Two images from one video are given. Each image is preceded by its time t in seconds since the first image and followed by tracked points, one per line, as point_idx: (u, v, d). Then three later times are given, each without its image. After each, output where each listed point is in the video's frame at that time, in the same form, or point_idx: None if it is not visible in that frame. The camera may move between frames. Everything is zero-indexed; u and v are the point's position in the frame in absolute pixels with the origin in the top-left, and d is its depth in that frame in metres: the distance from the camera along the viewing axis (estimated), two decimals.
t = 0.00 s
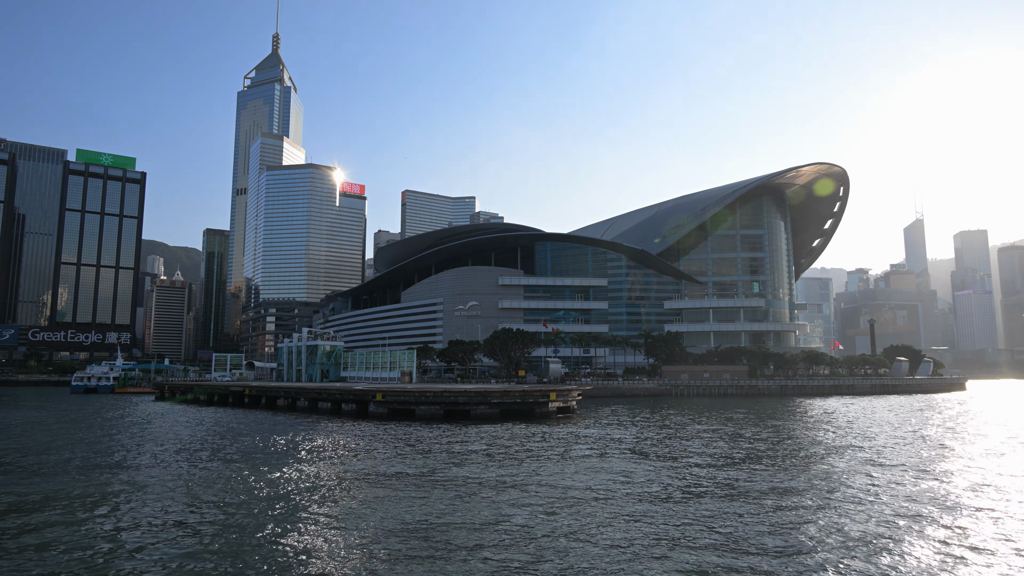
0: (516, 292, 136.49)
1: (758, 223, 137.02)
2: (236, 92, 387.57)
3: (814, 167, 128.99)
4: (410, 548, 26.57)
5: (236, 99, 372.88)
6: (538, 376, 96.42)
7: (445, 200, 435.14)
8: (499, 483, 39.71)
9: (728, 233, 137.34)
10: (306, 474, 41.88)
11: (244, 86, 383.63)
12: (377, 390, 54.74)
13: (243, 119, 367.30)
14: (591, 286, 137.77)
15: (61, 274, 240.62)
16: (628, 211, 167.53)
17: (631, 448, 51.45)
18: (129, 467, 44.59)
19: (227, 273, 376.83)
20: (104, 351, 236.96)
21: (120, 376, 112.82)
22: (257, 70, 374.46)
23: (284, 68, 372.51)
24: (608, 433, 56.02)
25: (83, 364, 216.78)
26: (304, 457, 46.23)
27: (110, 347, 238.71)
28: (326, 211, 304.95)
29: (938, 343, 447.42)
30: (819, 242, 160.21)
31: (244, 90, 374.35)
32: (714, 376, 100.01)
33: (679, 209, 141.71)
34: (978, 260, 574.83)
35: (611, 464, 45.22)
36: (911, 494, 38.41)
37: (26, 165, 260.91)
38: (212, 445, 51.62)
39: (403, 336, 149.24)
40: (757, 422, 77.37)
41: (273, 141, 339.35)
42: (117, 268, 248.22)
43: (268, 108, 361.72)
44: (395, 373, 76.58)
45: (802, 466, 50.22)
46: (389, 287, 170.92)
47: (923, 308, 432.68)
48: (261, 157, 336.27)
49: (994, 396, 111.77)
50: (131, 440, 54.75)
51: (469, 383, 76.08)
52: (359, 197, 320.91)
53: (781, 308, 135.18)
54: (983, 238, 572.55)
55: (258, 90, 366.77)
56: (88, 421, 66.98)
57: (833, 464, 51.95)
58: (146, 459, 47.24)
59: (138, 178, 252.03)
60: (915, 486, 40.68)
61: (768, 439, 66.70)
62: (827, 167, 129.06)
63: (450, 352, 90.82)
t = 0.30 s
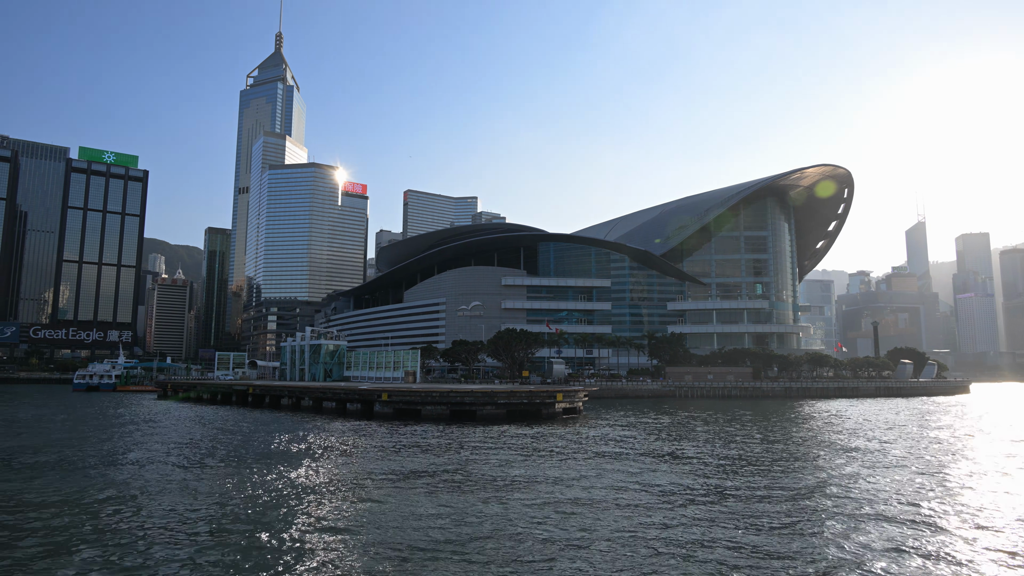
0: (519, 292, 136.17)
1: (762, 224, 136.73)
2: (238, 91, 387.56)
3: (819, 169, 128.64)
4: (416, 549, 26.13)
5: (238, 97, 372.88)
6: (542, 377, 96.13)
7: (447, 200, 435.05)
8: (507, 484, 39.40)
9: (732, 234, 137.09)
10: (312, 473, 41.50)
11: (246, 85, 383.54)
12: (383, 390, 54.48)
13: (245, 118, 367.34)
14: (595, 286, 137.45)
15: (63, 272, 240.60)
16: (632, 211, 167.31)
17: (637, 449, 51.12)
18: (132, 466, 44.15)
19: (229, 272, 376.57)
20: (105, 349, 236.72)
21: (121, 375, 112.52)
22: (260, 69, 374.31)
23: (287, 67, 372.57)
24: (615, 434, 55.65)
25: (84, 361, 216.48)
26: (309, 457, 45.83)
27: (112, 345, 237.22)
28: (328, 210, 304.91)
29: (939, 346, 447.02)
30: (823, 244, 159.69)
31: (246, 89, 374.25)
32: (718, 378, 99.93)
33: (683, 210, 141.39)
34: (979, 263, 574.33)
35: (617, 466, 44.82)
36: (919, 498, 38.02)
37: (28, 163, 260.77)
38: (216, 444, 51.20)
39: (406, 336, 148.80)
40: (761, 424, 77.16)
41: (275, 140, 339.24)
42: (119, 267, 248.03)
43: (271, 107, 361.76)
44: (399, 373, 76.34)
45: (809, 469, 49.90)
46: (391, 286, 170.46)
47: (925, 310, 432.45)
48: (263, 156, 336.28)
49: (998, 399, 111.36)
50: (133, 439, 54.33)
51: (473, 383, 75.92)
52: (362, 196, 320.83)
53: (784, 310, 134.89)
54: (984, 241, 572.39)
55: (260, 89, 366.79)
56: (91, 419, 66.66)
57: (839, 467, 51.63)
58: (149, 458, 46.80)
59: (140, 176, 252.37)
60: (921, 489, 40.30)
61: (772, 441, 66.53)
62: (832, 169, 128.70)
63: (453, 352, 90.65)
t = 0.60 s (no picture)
0: (522, 293, 135.85)
1: (766, 227, 136.35)
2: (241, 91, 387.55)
3: (823, 171, 128.12)
4: (421, 551, 25.70)
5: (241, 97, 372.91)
6: (545, 378, 95.64)
7: (449, 201, 434.81)
8: (511, 485, 39.10)
9: (736, 236, 136.80)
10: (314, 474, 41.17)
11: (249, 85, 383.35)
12: (388, 390, 54.20)
13: (248, 117, 367.41)
14: (598, 288, 137.17)
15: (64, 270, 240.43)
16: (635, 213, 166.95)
17: (643, 452, 50.80)
18: (135, 466, 43.74)
19: (231, 271, 376.36)
20: (106, 348, 236.69)
21: (124, 374, 112.25)
22: (262, 69, 374.11)
23: (289, 67, 372.60)
24: (621, 437, 55.33)
25: (86, 360, 216.49)
26: (312, 458, 45.45)
27: (113, 344, 237.32)
28: (330, 211, 304.81)
29: (940, 350, 446.16)
30: (827, 246, 159.14)
31: (248, 88, 374.02)
32: (723, 380, 99.57)
33: (687, 212, 141.13)
34: (981, 267, 573.11)
35: (623, 468, 44.45)
36: (925, 502, 37.62)
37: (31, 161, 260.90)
38: (218, 444, 50.84)
39: (408, 336, 148.44)
40: (766, 427, 76.81)
41: (278, 140, 339.03)
42: (120, 266, 247.76)
43: (273, 107, 361.76)
44: (403, 374, 76.06)
45: (816, 472, 49.54)
46: (394, 287, 170.17)
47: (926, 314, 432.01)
48: (265, 156, 336.44)
49: (1002, 403, 110.90)
50: (134, 439, 53.94)
51: (478, 384, 75.58)
52: (363, 196, 320.64)
53: (788, 312, 134.51)
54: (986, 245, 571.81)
55: (263, 89, 366.90)
56: (94, 419, 66.36)
57: (846, 470, 51.26)
58: (152, 458, 46.36)
59: (143, 175, 252.21)
60: (928, 493, 39.86)
61: (778, 444, 66.18)
62: (837, 171, 128.22)
63: (457, 353, 90.23)
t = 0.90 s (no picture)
0: (525, 299, 135.56)
1: (770, 233, 136.16)
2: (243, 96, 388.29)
3: (827, 177, 127.89)
4: (424, 557, 25.38)
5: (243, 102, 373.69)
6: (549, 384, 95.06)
7: (451, 206, 435.02)
8: (516, 491, 38.83)
9: (740, 242, 136.67)
10: (318, 479, 40.84)
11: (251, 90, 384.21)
12: (394, 396, 53.91)
13: (250, 122, 368.08)
14: (601, 293, 136.93)
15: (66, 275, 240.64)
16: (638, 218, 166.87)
17: (650, 458, 50.44)
18: (137, 472, 43.28)
19: (232, 276, 376.58)
20: (108, 352, 236.77)
21: (126, 378, 111.99)
22: (265, 74, 374.94)
23: (292, 72, 373.47)
24: (629, 444, 55.01)
25: (87, 365, 216.50)
26: (316, 463, 45.18)
27: (114, 348, 237.41)
28: (332, 216, 304.89)
29: (942, 356, 444.91)
30: (831, 252, 158.81)
31: (251, 93, 374.74)
32: (727, 387, 99.01)
33: (690, 218, 141.05)
34: (983, 273, 572.05)
35: (627, 475, 44.01)
36: (926, 508, 37.47)
37: (34, 165, 261.41)
38: (221, 449, 50.52)
39: (410, 342, 148.13)
40: (772, 434, 76.29)
41: (280, 145, 339.64)
42: (122, 270, 247.74)
43: (276, 112, 362.43)
44: (407, 379, 75.64)
45: (823, 479, 49.23)
46: (396, 292, 169.98)
47: (929, 320, 431.03)
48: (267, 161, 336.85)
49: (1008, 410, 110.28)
50: (137, 444, 53.67)
51: (482, 390, 74.94)
52: (365, 202, 320.76)
53: (792, 318, 134.12)
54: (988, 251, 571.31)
55: (266, 94, 367.66)
56: (97, 424, 66.15)
57: (853, 477, 50.90)
58: (155, 464, 45.92)
59: (145, 180, 252.29)
60: (930, 499, 39.60)
61: (787, 451, 65.64)
62: (841, 177, 128.02)
63: (461, 359, 89.83)
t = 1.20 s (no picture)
0: (527, 306, 135.14)
1: (772, 241, 136.13)
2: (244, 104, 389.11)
3: (829, 185, 127.88)
4: (431, 566, 24.90)
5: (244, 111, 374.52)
6: (552, 392, 94.41)
7: (451, 214, 435.65)
8: (521, 500, 38.29)
9: (742, 250, 136.57)
10: (320, 488, 40.24)
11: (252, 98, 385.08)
12: (399, 404, 53.44)
13: (251, 131, 368.73)
14: (603, 301, 136.47)
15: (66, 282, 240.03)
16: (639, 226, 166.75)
17: (657, 468, 49.78)
18: (135, 480, 42.66)
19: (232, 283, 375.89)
20: (107, 359, 236.07)
21: (126, 386, 111.24)
22: (266, 82, 375.80)
23: (293, 81, 374.59)
24: (636, 454, 54.50)
25: (86, 372, 215.87)
26: (318, 472, 44.63)
27: (114, 356, 236.71)
28: (332, 223, 304.91)
29: (942, 365, 444.41)
30: (832, 261, 158.77)
31: (252, 101, 375.49)
32: (731, 396, 98.51)
33: (692, 226, 141.02)
34: (983, 282, 572.52)
35: (633, 484, 43.65)
36: (932, 517, 37.09)
37: (34, 173, 261.14)
38: (220, 458, 49.87)
39: (412, 350, 147.54)
40: (776, 442, 75.93)
41: (281, 153, 340.13)
42: (123, 278, 247.26)
43: (276, 120, 363.18)
44: (410, 388, 75.10)
45: (830, 488, 48.85)
46: (397, 300, 169.55)
47: (928, 329, 430.76)
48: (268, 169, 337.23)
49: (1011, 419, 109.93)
50: (134, 453, 52.93)
51: (486, 398, 74.44)
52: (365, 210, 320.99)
53: (795, 327, 133.90)
54: (987, 260, 571.72)
55: (266, 103, 368.65)
56: (98, 432, 65.63)
57: (859, 486, 50.49)
58: (156, 472, 45.29)
59: (146, 188, 252.22)
60: (936, 508, 39.26)
61: (792, 459, 65.27)
62: (843, 186, 128.13)
63: (464, 366, 89.47)
